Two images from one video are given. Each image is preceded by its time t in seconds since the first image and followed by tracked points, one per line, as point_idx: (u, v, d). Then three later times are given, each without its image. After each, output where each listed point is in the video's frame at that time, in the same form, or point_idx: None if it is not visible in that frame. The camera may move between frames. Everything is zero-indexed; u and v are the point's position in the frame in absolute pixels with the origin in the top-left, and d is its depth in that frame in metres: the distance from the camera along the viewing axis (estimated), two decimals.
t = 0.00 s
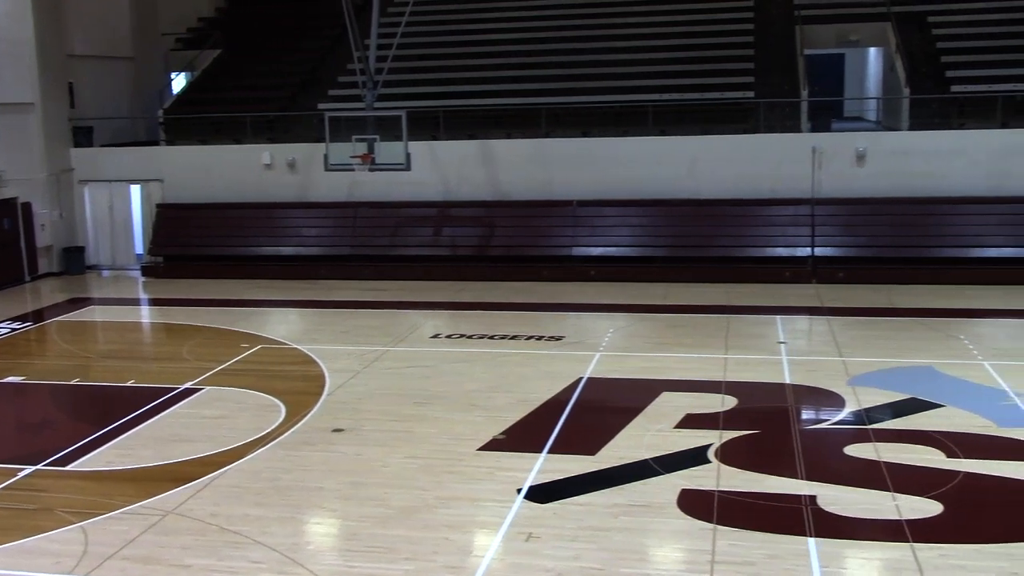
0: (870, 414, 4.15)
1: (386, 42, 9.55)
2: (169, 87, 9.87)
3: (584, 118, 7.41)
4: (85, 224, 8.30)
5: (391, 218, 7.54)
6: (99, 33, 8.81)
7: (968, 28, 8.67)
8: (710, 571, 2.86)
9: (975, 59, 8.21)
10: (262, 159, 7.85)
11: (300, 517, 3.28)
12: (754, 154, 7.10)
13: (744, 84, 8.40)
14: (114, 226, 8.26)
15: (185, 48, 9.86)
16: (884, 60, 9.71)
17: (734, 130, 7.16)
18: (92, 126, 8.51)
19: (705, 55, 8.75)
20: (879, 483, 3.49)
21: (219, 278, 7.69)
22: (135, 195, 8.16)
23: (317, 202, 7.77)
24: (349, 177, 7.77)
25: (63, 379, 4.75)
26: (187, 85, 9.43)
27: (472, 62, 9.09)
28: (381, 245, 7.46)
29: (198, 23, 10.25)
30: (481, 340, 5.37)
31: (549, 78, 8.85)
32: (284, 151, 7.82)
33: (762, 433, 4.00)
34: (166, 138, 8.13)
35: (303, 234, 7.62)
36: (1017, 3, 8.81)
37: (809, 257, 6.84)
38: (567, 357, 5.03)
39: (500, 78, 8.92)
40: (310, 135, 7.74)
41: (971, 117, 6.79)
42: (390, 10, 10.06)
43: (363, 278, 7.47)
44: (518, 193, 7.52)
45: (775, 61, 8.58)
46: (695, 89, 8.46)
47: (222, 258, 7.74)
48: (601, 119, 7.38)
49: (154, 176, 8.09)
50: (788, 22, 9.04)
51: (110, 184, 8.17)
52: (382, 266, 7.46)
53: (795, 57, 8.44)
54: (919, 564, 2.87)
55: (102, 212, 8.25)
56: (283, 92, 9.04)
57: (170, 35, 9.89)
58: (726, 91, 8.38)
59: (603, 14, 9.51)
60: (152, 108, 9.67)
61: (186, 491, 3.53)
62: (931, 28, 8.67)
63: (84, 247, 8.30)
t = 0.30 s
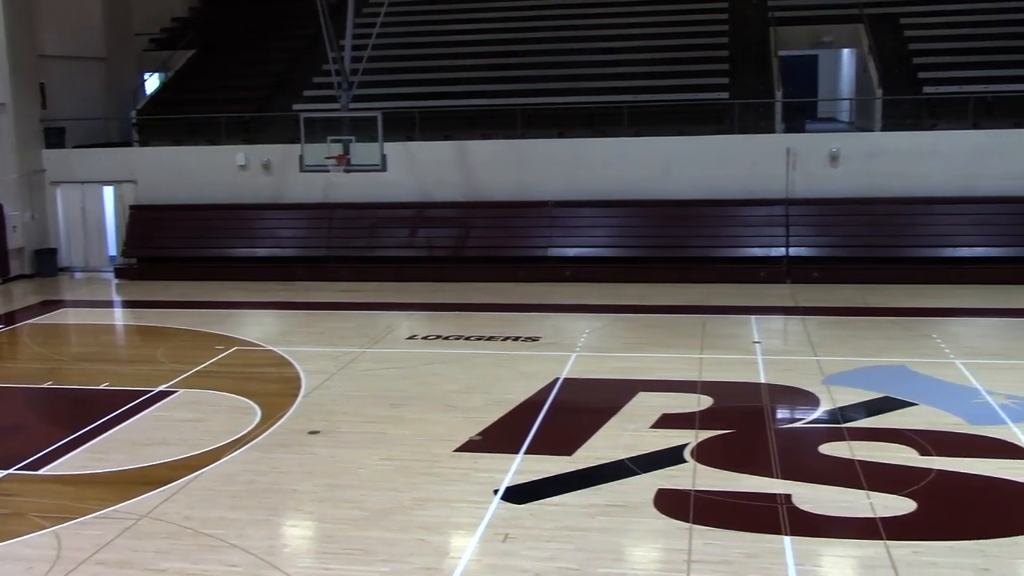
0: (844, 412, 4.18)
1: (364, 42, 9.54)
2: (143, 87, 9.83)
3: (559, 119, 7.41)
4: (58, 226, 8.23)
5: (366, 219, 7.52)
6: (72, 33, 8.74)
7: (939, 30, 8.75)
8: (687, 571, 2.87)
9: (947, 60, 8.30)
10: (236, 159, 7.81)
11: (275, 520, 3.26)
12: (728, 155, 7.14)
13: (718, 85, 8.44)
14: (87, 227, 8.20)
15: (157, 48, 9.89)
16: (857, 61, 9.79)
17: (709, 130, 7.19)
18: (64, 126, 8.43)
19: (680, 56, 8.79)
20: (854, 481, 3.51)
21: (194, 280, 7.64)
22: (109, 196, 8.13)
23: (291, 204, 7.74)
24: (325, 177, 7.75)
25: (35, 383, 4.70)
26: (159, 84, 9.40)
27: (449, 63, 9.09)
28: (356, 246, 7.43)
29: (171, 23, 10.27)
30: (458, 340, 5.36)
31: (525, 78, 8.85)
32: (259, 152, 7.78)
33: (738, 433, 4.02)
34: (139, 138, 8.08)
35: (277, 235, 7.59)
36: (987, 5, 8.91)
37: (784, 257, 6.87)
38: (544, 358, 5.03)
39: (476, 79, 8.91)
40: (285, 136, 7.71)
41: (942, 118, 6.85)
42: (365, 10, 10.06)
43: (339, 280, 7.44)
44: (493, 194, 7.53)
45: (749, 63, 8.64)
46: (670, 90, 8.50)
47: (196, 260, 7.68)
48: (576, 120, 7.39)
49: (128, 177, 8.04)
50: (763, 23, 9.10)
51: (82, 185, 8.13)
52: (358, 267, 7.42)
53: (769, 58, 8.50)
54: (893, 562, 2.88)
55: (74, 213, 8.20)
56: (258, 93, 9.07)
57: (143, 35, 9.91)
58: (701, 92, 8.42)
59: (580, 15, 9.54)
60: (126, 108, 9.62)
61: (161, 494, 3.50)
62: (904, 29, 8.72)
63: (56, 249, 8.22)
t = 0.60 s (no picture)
0: (818, 411, 4.20)
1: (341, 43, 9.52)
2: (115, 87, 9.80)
3: (533, 119, 7.39)
4: (29, 228, 8.14)
5: (341, 220, 7.50)
6: (42, 32, 8.67)
7: (910, 32, 8.83)
8: (662, 570, 2.87)
9: (918, 62, 8.39)
10: (209, 161, 7.77)
11: (250, 523, 3.24)
12: (702, 156, 7.19)
13: (692, 86, 8.49)
14: (59, 229, 8.10)
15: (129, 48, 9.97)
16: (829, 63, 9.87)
17: (683, 132, 7.23)
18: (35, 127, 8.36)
19: (654, 57, 8.83)
20: (827, 480, 3.53)
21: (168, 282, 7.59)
22: (79, 198, 8.02)
23: (265, 205, 7.71)
24: (299, 178, 7.73)
25: (5, 387, 4.65)
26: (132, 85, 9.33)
27: (426, 64, 9.07)
28: (330, 248, 7.42)
29: (142, 23, 10.27)
30: (435, 342, 5.36)
31: (500, 79, 8.84)
32: (232, 153, 7.75)
33: (712, 432, 4.03)
34: (107, 139, 7.99)
35: (251, 236, 7.56)
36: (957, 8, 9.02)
37: (757, 257, 6.92)
38: (520, 359, 5.03)
39: (450, 80, 8.89)
40: (258, 137, 7.69)
41: (913, 119, 6.90)
42: (338, 11, 10.04)
43: (313, 281, 7.41)
44: (469, 195, 7.54)
45: (723, 64, 8.70)
46: (644, 92, 8.52)
47: (170, 262, 7.65)
48: (551, 121, 7.39)
49: (99, 179, 7.97)
50: (736, 25, 9.16)
51: (53, 187, 8.03)
52: (332, 268, 7.40)
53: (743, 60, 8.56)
54: (866, 560, 2.90)
55: (45, 215, 8.10)
56: (232, 94, 9.03)
57: (114, 35, 9.99)
58: (675, 92, 8.47)
59: (555, 17, 9.57)
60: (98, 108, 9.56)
61: (134, 498, 3.47)
62: (875, 31, 8.80)
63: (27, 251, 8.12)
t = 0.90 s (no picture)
0: (793, 411, 4.23)
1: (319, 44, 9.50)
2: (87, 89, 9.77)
3: (509, 121, 7.39)
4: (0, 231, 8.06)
5: (317, 222, 7.47)
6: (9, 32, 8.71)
7: (883, 34, 8.91)
8: (639, 570, 2.88)
9: (891, 63, 8.46)
10: (183, 162, 7.73)
11: (225, 526, 3.22)
12: (677, 157, 7.23)
13: (668, 88, 8.52)
14: (30, 231, 8.02)
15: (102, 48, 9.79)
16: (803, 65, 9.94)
17: (658, 133, 7.26)
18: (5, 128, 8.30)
19: (630, 59, 8.86)
20: (802, 479, 3.55)
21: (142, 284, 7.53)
22: (52, 200, 7.94)
23: (241, 207, 7.67)
24: (274, 179, 7.70)
25: None
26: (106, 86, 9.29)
27: (402, 64, 9.05)
28: (305, 250, 7.38)
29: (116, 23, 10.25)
30: (412, 343, 5.35)
31: (476, 81, 8.84)
32: (207, 154, 7.72)
33: (689, 432, 4.05)
34: (80, 141, 7.91)
35: (226, 238, 7.50)
36: (929, 11, 9.13)
37: (733, 258, 6.95)
38: (497, 360, 5.02)
39: (426, 81, 8.88)
40: (232, 138, 7.67)
41: (887, 121, 6.97)
42: (314, 11, 10.05)
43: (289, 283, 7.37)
44: (445, 196, 7.54)
45: (698, 66, 8.74)
46: (620, 93, 8.55)
47: (144, 264, 7.58)
48: (527, 123, 7.39)
49: (72, 180, 7.91)
50: (711, 27, 9.21)
51: (25, 188, 7.96)
52: (307, 270, 7.36)
53: (718, 61, 8.61)
54: (841, 558, 2.92)
55: (16, 218, 8.01)
56: (206, 95, 8.96)
57: (86, 35, 9.78)
58: (650, 94, 8.50)
59: (533, 19, 9.59)
60: (70, 108, 9.53)
61: (108, 502, 3.43)
62: (849, 33, 8.88)
63: None
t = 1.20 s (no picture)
0: (771, 411, 4.25)
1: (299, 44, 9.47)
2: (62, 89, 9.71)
3: (487, 122, 7.40)
4: None
5: (295, 223, 7.44)
6: None
7: (859, 35, 8.98)
8: (617, 570, 2.88)
9: (867, 65, 8.53)
10: (160, 163, 7.69)
11: (202, 529, 3.19)
12: (655, 158, 7.26)
13: (645, 88, 8.55)
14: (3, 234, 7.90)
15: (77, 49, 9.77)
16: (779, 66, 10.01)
17: (636, 134, 7.29)
18: None
19: (607, 60, 8.90)
20: (780, 478, 3.57)
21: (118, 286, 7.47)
22: (26, 202, 7.87)
23: (218, 208, 7.63)
24: (250, 180, 7.68)
25: None
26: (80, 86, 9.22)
27: (382, 64, 9.03)
28: (283, 250, 7.35)
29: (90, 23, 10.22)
30: (392, 345, 5.33)
31: (455, 81, 8.83)
32: (182, 155, 7.68)
33: (667, 433, 4.06)
34: (55, 141, 7.84)
35: (203, 239, 7.46)
36: (904, 13, 9.22)
37: (711, 259, 6.98)
38: (476, 361, 5.02)
39: (404, 82, 8.86)
40: (209, 140, 7.65)
41: (863, 123, 7.03)
42: (291, 11, 10.01)
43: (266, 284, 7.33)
44: (423, 198, 7.54)
45: (675, 67, 8.79)
46: (598, 94, 8.58)
47: (120, 266, 7.51)
48: (505, 124, 7.39)
49: (46, 181, 7.84)
50: (688, 29, 9.26)
51: None
52: (285, 272, 7.33)
53: (696, 63, 8.65)
54: (818, 557, 2.93)
55: None
56: (182, 95, 8.91)
57: (61, 36, 9.73)
58: (629, 95, 8.53)
59: (513, 20, 9.60)
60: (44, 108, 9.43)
61: (84, 506, 3.40)
62: (824, 35, 8.95)
63: None
